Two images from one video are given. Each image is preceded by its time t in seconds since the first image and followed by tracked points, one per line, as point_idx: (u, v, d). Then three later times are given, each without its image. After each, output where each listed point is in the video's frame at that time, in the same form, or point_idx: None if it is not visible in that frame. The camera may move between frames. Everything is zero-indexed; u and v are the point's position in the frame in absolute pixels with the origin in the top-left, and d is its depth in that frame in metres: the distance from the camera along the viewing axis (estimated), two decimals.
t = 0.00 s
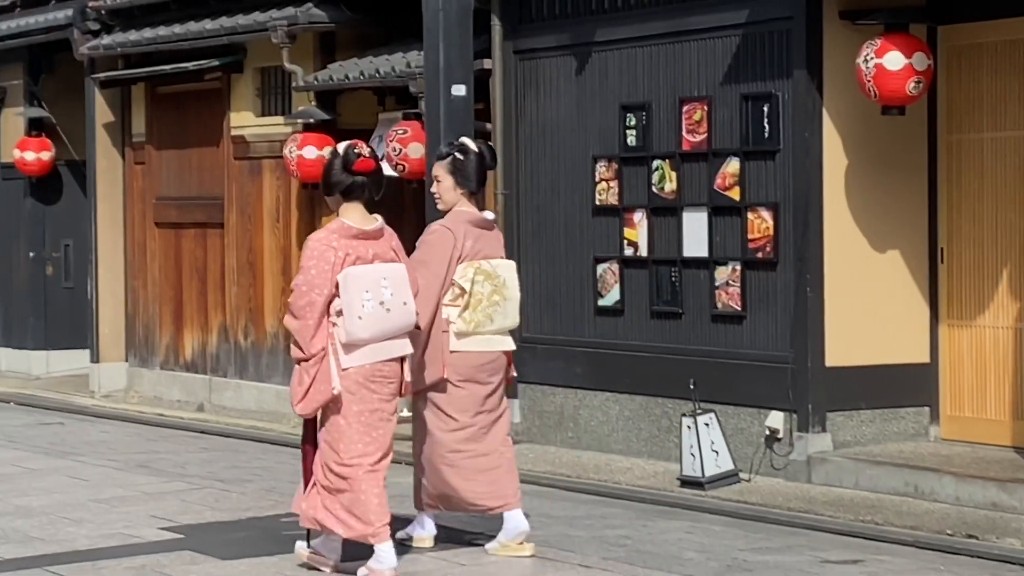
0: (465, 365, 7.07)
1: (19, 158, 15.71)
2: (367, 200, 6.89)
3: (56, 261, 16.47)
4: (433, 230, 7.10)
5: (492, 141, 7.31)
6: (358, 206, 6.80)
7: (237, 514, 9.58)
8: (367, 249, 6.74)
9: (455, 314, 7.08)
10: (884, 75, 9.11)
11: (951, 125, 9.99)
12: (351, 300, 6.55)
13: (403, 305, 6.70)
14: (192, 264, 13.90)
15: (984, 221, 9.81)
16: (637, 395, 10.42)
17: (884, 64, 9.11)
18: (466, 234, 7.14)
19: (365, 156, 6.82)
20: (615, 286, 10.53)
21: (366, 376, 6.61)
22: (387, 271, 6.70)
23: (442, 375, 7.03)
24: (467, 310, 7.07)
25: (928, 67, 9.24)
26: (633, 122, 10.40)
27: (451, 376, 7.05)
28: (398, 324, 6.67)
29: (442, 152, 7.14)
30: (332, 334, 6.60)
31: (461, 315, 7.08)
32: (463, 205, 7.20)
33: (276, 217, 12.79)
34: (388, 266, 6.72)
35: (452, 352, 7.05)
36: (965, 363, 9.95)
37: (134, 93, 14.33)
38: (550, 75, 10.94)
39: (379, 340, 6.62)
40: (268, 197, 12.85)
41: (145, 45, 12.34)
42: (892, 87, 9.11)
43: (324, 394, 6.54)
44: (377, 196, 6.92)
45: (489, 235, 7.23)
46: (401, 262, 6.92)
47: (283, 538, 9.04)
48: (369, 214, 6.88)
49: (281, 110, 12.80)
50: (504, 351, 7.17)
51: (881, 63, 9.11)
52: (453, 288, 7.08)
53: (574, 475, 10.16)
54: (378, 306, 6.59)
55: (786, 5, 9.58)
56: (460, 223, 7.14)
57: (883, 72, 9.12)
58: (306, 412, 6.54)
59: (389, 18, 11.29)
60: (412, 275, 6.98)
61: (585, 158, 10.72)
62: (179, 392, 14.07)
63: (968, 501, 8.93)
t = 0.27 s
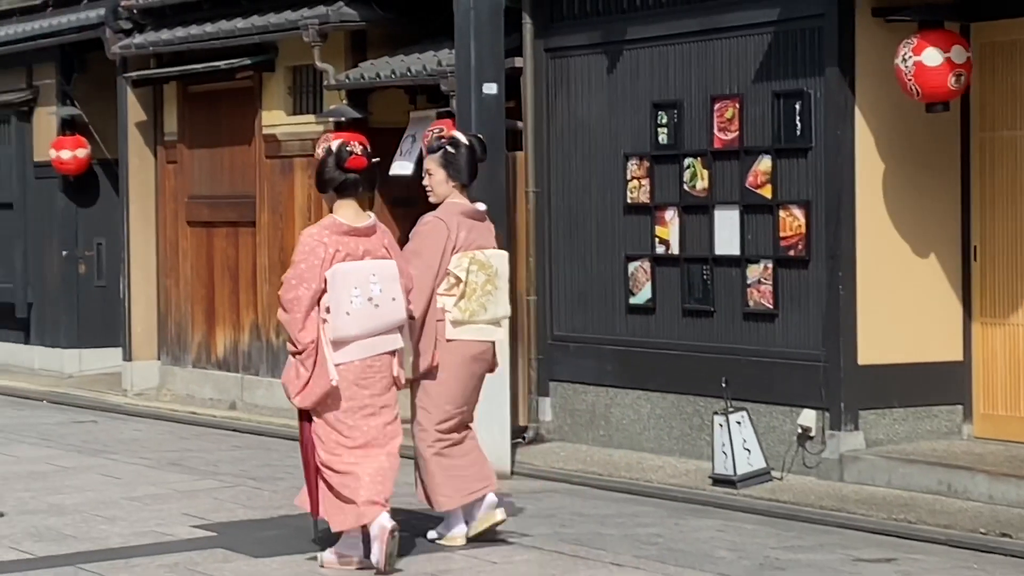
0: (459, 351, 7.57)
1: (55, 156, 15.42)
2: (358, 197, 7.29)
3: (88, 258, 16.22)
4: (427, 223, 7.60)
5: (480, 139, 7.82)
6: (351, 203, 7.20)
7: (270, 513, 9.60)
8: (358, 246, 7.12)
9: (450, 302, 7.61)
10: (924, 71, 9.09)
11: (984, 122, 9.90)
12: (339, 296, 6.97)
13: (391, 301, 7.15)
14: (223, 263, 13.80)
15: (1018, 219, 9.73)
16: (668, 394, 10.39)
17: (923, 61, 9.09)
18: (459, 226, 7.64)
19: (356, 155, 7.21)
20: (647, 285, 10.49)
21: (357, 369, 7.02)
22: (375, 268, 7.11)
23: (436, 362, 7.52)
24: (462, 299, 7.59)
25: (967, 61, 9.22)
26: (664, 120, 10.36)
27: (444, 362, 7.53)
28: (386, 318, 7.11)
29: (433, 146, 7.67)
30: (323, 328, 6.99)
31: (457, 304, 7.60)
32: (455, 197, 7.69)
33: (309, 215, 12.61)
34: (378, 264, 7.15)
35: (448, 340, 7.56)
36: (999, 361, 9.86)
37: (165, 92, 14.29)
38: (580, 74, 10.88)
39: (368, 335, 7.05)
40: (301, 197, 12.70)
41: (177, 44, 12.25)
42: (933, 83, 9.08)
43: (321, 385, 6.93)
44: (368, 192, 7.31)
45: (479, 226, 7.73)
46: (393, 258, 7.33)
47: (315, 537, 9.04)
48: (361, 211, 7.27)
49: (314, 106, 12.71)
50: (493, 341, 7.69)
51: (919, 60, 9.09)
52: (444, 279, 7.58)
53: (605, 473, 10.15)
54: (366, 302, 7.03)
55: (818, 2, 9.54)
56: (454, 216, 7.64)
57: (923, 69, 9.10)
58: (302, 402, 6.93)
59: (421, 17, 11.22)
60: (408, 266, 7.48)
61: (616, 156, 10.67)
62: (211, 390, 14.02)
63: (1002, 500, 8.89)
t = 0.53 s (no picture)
0: (458, 355, 7.63)
1: (93, 155, 15.31)
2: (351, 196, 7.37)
3: (124, 258, 16.22)
4: (425, 229, 7.64)
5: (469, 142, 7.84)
6: (344, 202, 7.27)
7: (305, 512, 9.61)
8: (353, 245, 7.20)
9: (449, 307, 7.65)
10: (961, 66, 8.99)
11: (1020, 119, 9.83)
12: (334, 295, 7.04)
13: (386, 300, 7.22)
14: (259, 262, 13.76)
15: None
16: (703, 393, 10.35)
17: (960, 55, 9.00)
18: (457, 230, 7.68)
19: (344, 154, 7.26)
20: (682, 283, 10.46)
21: (351, 367, 7.10)
22: (370, 268, 7.20)
23: (436, 364, 7.58)
24: (463, 302, 7.62)
25: (1004, 56, 9.13)
26: (699, 119, 10.31)
27: (444, 365, 7.60)
28: (381, 317, 7.18)
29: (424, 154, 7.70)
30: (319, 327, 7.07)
31: (456, 309, 7.63)
32: (450, 201, 7.73)
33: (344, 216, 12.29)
34: (372, 264, 7.22)
35: (448, 342, 7.62)
36: None
37: (202, 91, 14.25)
38: (614, 73, 10.83)
39: (362, 334, 7.12)
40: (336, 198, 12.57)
41: (212, 44, 12.19)
42: (970, 79, 8.98)
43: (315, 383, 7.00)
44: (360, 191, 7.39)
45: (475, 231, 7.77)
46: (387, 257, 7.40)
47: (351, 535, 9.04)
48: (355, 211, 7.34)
49: (348, 106, 12.34)
50: (490, 343, 7.73)
51: (957, 55, 9.00)
52: (445, 282, 7.63)
53: (641, 473, 10.11)
54: (360, 301, 7.10)
55: None
56: (451, 221, 7.67)
57: (960, 64, 9.00)
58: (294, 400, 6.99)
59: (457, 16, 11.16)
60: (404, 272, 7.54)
61: (651, 155, 10.63)
62: (247, 389, 13.98)
63: None
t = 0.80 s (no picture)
0: (455, 348, 7.83)
1: (121, 156, 15.34)
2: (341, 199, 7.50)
3: (153, 259, 16.21)
4: (427, 224, 7.83)
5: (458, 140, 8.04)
6: (333, 204, 7.41)
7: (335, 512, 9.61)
8: (341, 248, 7.33)
9: (447, 301, 7.84)
10: (979, 63, 8.88)
11: None
12: (323, 295, 7.16)
13: (372, 302, 7.36)
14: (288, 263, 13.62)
15: None
16: (733, 392, 10.29)
17: (980, 54, 8.89)
18: (457, 226, 7.88)
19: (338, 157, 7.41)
20: (711, 283, 10.39)
21: (339, 367, 7.22)
22: (359, 270, 7.32)
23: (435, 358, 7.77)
24: (462, 297, 7.82)
25: None
26: (728, 118, 10.24)
27: (443, 359, 7.80)
28: (366, 319, 7.31)
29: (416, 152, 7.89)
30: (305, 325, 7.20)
31: (455, 303, 7.82)
32: (446, 198, 7.93)
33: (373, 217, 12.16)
34: (359, 266, 7.35)
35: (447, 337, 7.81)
36: None
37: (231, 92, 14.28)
38: (644, 72, 10.77)
39: (349, 335, 7.25)
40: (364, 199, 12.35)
41: (241, 44, 12.21)
42: (987, 77, 8.87)
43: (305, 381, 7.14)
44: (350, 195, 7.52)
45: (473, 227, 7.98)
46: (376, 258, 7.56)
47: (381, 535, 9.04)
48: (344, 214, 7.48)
49: (377, 106, 12.24)
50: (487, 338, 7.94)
51: (977, 52, 8.88)
52: (445, 277, 7.83)
53: (669, 473, 10.09)
54: (348, 303, 7.23)
55: None
56: (451, 217, 7.88)
57: (979, 62, 8.89)
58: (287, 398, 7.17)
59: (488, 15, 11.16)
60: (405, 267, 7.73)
61: (680, 154, 10.56)
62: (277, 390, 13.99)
63: None
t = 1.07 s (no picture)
0: (451, 349, 7.67)
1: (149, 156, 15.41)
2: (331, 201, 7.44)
3: (185, 259, 16.25)
4: (422, 227, 7.63)
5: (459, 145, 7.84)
6: (323, 207, 7.35)
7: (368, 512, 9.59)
8: (329, 246, 7.29)
9: (441, 302, 7.66)
10: (1008, 64, 8.79)
11: None
12: (316, 295, 7.09)
13: (365, 298, 7.26)
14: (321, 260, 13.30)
15: None
16: (765, 392, 10.23)
17: (1010, 54, 8.80)
18: (453, 228, 7.69)
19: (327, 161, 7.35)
20: (744, 282, 10.33)
21: (331, 366, 7.17)
22: (349, 268, 7.24)
23: (431, 359, 7.61)
24: (458, 298, 7.65)
25: None
26: (760, 118, 10.16)
27: (439, 360, 7.64)
28: (359, 316, 7.21)
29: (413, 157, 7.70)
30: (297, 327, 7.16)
31: (451, 304, 7.65)
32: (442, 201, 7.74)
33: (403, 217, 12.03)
34: (350, 264, 7.26)
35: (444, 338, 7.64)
36: None
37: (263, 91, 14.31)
38: (677, 72, 10.70)
39: (344, 333, 7.18)
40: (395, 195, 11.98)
41: (275, 45, 12.21)
42: (1015, 78, 8.78)
43: (285, 380, 7.10)
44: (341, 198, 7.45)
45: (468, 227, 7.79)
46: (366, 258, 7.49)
47: (413, 535, 9.04)
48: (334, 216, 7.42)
49: (407, 109, 12.00)
50: (484, 337, 7.78)
51: (1005, 53, 8.80)
52: (441, 278, 7.63)
53: (701, 473, 10.06)
54: (340, 301, 7.15)
55: None
56: (447, 220, 7.69)
57: (1008, 62, 8.81)
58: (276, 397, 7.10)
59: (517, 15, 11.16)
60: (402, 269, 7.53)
61: (712, 154, 10.49)
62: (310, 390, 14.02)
63: None
